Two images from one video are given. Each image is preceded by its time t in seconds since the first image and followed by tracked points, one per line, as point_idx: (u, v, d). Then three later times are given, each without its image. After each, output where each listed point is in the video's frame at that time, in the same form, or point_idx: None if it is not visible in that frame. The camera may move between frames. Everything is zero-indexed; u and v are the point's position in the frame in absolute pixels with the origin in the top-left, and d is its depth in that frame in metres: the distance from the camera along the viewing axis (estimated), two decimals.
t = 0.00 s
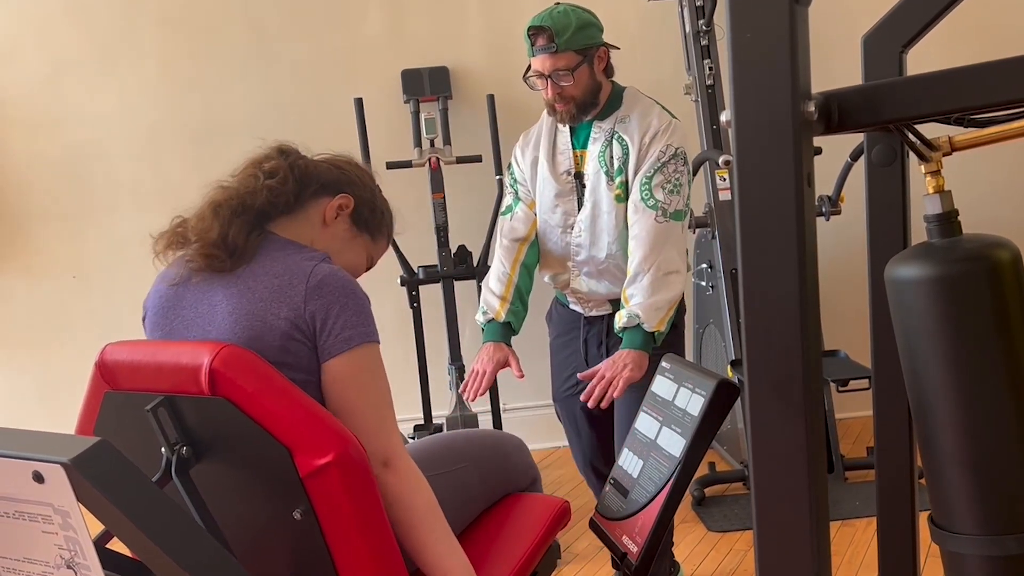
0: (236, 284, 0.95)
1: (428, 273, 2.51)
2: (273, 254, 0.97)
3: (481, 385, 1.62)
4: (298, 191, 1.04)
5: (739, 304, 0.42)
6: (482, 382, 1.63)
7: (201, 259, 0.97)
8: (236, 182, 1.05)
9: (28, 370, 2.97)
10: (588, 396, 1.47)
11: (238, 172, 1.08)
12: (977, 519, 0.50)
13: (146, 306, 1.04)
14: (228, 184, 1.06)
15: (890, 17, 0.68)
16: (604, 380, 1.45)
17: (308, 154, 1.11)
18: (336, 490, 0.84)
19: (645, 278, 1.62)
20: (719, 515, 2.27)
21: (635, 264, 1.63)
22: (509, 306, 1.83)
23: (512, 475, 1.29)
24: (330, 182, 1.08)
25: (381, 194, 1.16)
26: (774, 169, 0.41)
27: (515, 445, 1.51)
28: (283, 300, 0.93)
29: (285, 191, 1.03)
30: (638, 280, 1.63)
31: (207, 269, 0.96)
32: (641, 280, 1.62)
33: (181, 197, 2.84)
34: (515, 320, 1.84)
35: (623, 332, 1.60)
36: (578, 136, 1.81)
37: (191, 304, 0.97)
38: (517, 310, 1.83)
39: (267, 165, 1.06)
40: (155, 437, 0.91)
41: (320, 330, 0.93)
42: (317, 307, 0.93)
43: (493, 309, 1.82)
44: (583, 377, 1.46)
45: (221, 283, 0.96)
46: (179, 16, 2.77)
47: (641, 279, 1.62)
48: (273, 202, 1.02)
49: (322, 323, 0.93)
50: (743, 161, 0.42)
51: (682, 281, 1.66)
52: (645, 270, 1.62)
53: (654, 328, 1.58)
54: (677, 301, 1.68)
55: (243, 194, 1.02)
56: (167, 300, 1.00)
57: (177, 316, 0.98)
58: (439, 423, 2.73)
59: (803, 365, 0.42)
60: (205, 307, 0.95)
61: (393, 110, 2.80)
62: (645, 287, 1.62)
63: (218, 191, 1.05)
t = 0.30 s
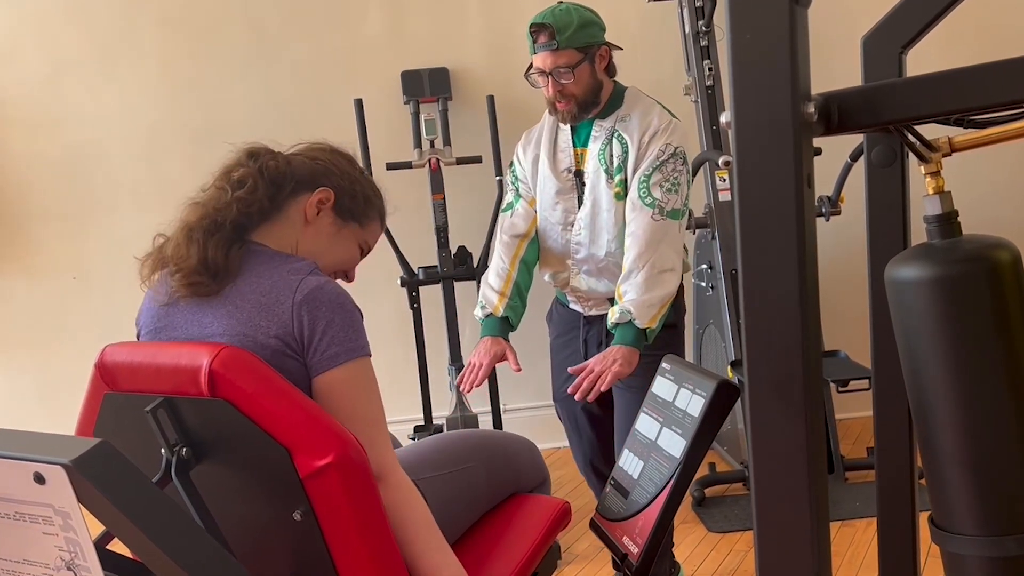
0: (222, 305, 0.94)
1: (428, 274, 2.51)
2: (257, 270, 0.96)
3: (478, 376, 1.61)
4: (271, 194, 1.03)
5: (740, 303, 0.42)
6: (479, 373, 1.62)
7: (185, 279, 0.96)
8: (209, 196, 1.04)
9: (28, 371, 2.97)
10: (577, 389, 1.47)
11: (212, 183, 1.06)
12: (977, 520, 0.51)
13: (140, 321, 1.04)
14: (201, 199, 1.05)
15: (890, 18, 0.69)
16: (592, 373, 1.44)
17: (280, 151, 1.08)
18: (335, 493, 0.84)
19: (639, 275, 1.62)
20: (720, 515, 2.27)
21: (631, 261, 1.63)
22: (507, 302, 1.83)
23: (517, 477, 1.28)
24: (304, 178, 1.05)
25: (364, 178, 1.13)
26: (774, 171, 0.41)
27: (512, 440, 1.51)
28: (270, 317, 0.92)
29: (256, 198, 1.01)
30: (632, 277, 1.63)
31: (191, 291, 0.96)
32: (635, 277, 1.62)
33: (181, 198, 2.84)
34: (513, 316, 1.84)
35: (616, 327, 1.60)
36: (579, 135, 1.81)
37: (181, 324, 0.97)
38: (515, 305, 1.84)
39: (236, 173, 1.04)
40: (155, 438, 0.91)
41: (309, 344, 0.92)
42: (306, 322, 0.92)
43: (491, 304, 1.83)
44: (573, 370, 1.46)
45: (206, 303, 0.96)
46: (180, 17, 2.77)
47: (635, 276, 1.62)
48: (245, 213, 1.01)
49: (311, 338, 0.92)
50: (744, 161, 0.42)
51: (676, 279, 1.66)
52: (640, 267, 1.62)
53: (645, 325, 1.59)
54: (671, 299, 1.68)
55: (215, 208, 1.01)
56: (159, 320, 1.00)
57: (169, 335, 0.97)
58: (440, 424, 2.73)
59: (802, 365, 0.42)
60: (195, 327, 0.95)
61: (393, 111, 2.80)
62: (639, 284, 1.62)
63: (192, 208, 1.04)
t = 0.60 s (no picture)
0: (218, 309, 0.94)
1: (428, 274, 2.50)
2: (254, 273, 0.95)
3: (478, 377, 1.61)
4: (260, 196, 1.02)
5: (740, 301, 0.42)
6: (480, 374, 1.62)
7: (181, 285, 0.96)
8: (199, 201, 1.04)
9: (29, 371, 2.97)
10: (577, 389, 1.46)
11: (203, 187, 1.07)
12: (977, 520, 0.50)
13: (137, 324, 1.03)
14: (192, 204, 1.05)
15: (890, 18, 0.69)
16: (594, 373, 1.44)
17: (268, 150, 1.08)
18: (335, 494, 0.84)
19: (640, 275, 1.62)
20: (720, 515, 2.27)
21: (632, 261, 1.63)
22: (509, 302, 1.83)
23: (519, 477, 1.28)
24: (293, 176, 1.05)
25: (358, 169, 1.12)
26: (774, 171, 0.41)
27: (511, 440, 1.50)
28: (268, 320, 0.92)
29: (245, 200, 1.01)
30: (633, 277, 1.63)
31: (187, 295, 0.95)
32: (636, 277, 1.62)
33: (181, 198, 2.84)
34: (514, 316, 1.84)
35: (617, 327, 1.60)
36: (580, 135, 1.81)
37: (178, 328, 0.96)
38: (516, 305, 1.83)
39: (224, 177, 1.04)
40: (155, 439, 0.90)
41: (308, 347, 0.92)
42: (304, 326, 0.92)
43: (492, 304, 1.83)
44: (574, 371, 1.45)
45: (203, 307, 0.96)
46: (180, 17, 2.77)
47: (636, 276, 1.62)
48: (234, 217, 1.01)
49: (309, 341, 0.92)
50: (744, 160, 0.42)
51: (677, 279, 1.66)
52: (640, 267, 1.62)
53: (646, 325, 1.59)
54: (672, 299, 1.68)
55: (206, 213, 1.01)
56: (156, 324, 0.99)
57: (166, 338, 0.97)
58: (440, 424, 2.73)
59: (803, 365, 0.42)
60: (192, 329, 0.94)
61: (393, 111, 2.80)
62: (640, 284, 1.62)
63: (184, 214, 1.04)
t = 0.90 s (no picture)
0: (225, 290, 0.94)
1: (428, 275, 2.50)
2: (261, 257, 0.95)
3: (476, 375, 1.61)
4: (267, 182, 1.03)
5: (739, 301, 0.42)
6: (478, 373, 1.63)
7: (190, 265, 0.96)
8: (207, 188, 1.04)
9: (29, 372, 2.97)
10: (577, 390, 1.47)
11: (209, 175, 1.07)
12: (977, 520, 0.50)
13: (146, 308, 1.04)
14: (199, 191, 1.06)
15: (889, 18, 0.69)
16: (594, 375, 1.44)
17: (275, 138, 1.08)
18: (336, 492, 0.84)
19: (640, 277, 1.62)
20: (720, 515, 2.28)
21: (631, 263, 1.63)
22: (507, 302, 1.83)
23: (510, 478, 1.29)
24: (298, 164, 1.05)
25: (363, 152, 1.11)
26: (774, 171, 0.41)
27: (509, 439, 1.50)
28: (274, 303, 0.92)
29: (251, 187, 1.02)
30: (633, 279, 1.63)
31: (195, 277, 0.96)
32: (637, 279, 1.62)
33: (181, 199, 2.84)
34: (513, 316, 1.84)
35: (617, 329, 1.60)
36: (580, 135, 1.81)
37: (188, 305, 0.96)
38: (515, 305, 1.83)
39: (231, 164, 1.04)
40: (156, 440, 0.91)
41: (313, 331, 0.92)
42: (310, 309, 0.91)
43: (491, 304, 1.83)
44: (573, 371, 1.45)
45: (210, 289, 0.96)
46: (180, 18, 2.78)
47: (636, 278, 1.63)
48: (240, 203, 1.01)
49: (314, 325, 0.92)
50: (743, 160, 0.42)
51: (677, 281, 1.66)
52: (640, 269, 1.62)
53: (647, 327, 1.59)
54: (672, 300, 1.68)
55: (213, 199, 1.02)
56: (165, 302, 0.99)
57: (174, 321, 0.97)
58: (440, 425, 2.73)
59: (802, 365, 0.42)
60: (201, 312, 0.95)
61: (393, 112, 2.80)
62: (641, 286, 1.62)
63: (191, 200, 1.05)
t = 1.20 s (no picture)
0: (240, 286, 0.95)
1: (427, 276, 2.50)
2: (274, 254, 0.96)
3: (487, 400, 1.61)
4: (285, 185, 1.04)
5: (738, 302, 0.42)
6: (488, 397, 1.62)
7: (206, 261, 0.97)
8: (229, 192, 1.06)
9: (28, 374, 2.97)
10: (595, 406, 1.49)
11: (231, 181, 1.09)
12: (977, 520, 0.51)
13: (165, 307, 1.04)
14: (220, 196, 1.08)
15: (888, 19, 0.69)
16: (611, 390, 1.46)
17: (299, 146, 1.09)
18: (337, 493, 0.84)
19: (641, 278, 1.63)
20: (720, 516, 2.28)
21: (631, 264, 1.63)
22: (512, 312, 1.82)
23: (506, 477, 1.29)
24: (319, 169, 1.05)
25: (381, 156, 1.10)
26: (774, 172, 0.41)
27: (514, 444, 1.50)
28: (286, 299, 0.92)
29: (270, 189, 1.03)
30: (634, 280, 1.63)
31: (213, 274, 0.97)
32: (637, 280, 1.63)
33: (180, 200, 2.84)
34: (517, 326, 1.83)
35: (624, 333, 1.61)
36: (580, 136, 1.81)
37: (203, 301, 0.97)
38: (518, 314, 1.83)
39: (253, 169, 1.06)
40: (157, 441, 0.91)
41: (324, 327, 0.92)
42: (321, 304, 0.91)
43: (494, 313, 1.82)
44: (591, 388, 1.48)
45: (225, 285, 0.96)
46: (179, 19, 2.78)
47: (637, 279, 1.63)
48: (257, 203, 1.02)
49: (325, 320, 0.92)
50: (743, 160, 0.42)
51: (679, 281, 1.66)
52: (641, 269, 1.62)
53: (652, 328, 1.59)
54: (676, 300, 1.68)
55: (230, 201, 1.03)
56: (182, 299, 1.00)
57: (190, 318, 0.98)
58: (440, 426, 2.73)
59: (802, 365, 0.42)
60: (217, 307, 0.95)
61: (393, 113, 2.81)
62: (642, 286, 1.62)
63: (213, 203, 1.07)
